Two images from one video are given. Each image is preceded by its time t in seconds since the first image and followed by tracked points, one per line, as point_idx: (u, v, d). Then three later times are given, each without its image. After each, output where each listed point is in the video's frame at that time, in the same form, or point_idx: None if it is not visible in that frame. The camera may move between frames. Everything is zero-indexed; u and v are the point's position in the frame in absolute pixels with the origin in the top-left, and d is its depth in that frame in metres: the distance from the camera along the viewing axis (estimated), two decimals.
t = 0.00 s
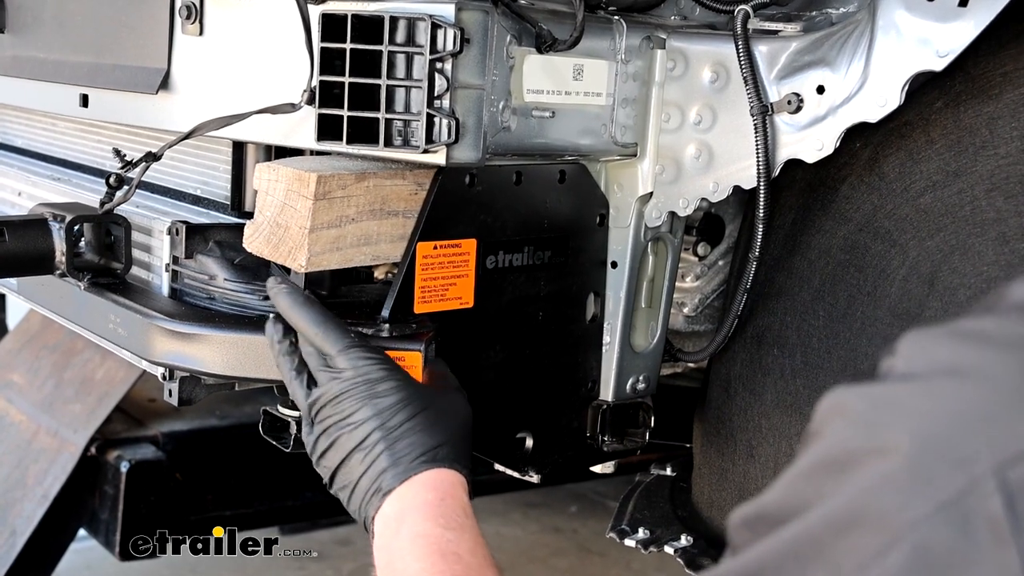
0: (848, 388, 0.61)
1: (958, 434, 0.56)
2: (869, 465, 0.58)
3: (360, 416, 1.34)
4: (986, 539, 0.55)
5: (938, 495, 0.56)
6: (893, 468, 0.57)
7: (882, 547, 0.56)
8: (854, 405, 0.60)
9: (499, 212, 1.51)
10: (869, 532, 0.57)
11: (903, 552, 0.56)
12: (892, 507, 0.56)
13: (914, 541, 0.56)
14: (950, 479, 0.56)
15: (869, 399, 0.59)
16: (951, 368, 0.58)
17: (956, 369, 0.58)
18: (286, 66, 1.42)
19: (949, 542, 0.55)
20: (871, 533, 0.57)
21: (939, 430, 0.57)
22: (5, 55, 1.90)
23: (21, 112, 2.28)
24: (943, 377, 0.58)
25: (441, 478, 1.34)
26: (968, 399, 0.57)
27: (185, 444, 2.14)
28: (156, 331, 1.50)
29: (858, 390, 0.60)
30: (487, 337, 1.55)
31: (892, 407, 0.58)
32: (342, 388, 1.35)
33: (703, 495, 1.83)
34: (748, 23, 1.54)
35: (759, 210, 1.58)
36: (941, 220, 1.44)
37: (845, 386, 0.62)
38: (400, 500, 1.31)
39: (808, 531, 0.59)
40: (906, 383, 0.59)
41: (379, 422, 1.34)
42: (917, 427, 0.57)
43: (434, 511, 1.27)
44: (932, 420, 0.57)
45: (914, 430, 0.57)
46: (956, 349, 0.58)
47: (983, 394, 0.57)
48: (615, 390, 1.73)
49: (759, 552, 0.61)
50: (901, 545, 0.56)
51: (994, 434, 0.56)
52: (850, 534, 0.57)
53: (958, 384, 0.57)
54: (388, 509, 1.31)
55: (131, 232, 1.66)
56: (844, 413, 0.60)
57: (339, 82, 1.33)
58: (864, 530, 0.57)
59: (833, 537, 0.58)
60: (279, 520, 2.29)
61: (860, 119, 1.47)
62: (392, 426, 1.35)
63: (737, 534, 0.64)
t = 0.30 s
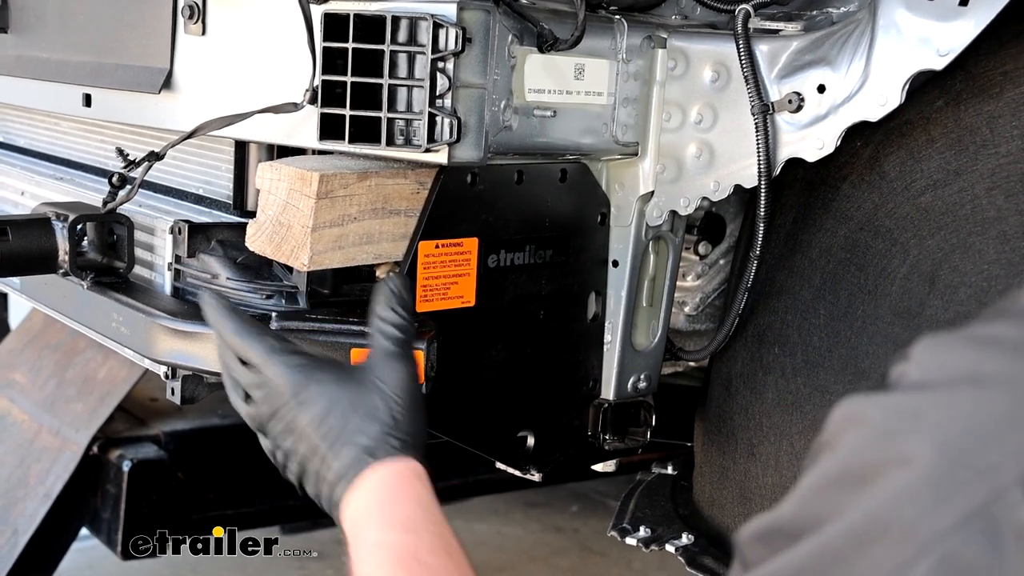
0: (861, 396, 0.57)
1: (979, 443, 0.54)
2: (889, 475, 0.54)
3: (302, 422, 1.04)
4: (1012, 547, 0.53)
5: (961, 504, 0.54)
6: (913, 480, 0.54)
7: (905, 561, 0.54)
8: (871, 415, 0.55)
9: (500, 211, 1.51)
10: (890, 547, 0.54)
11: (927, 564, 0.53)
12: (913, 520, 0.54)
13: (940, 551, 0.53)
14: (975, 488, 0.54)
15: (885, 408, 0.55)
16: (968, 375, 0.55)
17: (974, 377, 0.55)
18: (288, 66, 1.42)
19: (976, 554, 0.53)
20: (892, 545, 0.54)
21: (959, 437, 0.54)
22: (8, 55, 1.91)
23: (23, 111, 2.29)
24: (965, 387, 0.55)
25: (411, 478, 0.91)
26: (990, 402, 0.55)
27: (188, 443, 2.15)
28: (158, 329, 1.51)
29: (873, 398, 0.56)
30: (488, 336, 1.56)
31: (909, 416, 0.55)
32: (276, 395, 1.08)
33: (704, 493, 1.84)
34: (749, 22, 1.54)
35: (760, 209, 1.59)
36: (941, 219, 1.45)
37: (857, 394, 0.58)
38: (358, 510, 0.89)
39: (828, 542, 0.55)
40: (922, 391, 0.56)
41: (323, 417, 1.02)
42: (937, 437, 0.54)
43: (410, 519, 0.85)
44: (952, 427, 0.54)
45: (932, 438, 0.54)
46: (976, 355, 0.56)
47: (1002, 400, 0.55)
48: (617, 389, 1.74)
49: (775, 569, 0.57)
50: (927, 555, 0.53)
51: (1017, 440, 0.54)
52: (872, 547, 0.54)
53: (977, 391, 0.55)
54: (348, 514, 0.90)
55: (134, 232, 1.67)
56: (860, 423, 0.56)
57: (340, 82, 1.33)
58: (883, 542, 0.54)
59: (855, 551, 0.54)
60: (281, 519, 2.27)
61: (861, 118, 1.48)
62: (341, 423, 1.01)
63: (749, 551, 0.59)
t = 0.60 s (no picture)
0: (872, 389, 0.64)
1: (988, 444, 0.60)
2: (895, 469, 0.61)
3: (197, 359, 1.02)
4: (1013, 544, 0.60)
5: (969, 499, 0.60)
6: (918, 474, 0.60)
7: (912, 551, 0.60)
8: (880, 408, 0.63)
9: (502, 213, 1.52)
10: (897, 537, 0.61)
11: (933, 556, 0.60)
12: (920, 514, 0.60)
13: (946, 544, 0.59)
14: (982, 486, 0.60)
15: (895, 402, 0.62)
16: (980, 376, 0.62)
17: (987, 379, 0.62)
18: (291, 68, 1.43)
19: (979, 551, 0.59)
20: (900, 537, 0.60)
21: (966, 435, 0.60)
22: (12, 57, 1.92)
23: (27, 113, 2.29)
24: (975, 386, 0.62)
25: (329, 426, 1.15)
26: (1002, 404, 0.61)
27: (190, 444, 2.14)
28: (162, 331, 1.51)
29: (884, 392, 0.63)
30: (490, 336, 1.56)
31: (919, 410, 0.61)
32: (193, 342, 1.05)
33: (706, 495, 1.84)
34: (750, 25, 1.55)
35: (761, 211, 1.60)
36: (942, 221, 1.45)
37: (868, 386, 0.65)
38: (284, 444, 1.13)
39: (832, 531, 0.62)
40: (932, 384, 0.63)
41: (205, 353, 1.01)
42: (948, 433, 0.60)
43: (334, 451, 1.10)
44: (961, 425, 0.60)
45: (942, 436, 0.60)
46: (986, 356, 0.62)
47: (1011, 400, 0.61)
48: (619, 391, 1.74)
49: (782, 549, 0.64)
50: (931, 551, 0.60)
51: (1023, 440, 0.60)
52: (880, 536, 0.61)
53: (988, 392, 0.61)
54: (269, 458, 1.14)
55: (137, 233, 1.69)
56: (869, 413, 0.63)
57: (344, 84, 1.34)
58: (892, 534, 0.61)
59: (862, 539, 0.61)
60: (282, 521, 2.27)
61: (862, 120, 1.48)
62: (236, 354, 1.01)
63: (754, 527, 0.68)
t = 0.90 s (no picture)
0: (859, 377, 0.64)
1: (972, 441, 0.60)
2: (880, 460, 0.60)
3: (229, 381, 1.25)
4: (993, 547, 0.59)
5: (950, 497, 0.59)
6: (902, 466, 0.60)
7: (892, 544, 0.59)
8: (869, 397, 0.62)
9: (504, 212, 1.52)
10: (876, 529, 0.60)
11: (911, 551, 0.59)
12: (901, 506, 0.59)
13: (925, 539, 0.59)
14: (964, 484, 0.59)
15: (884, 392, 0.62)
16: (970, 372, 0.62)
17: (976, 376, 0.62)
18: (293, 67, 1.43)
19: (954, 547, 0.59)
20: (879, 530, 0.60)
21: (952, 432, 0.60)
22: (14, 56, 1.92)
23: (29, 112, 2.30)
24: (964, 382, 0.62)
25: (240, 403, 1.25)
26: (989, 403, 0.61)
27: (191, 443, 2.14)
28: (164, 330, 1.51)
29: (873, 382, 0.63)
30: (492, 336, 1.56)
31: (907, 403, 0.61)
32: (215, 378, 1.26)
33: (708, 494, 1.84)
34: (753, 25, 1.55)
35: (762, 210, 1.60)
36: (945, 220, 1.45)
37: (855, 373, 0.65)
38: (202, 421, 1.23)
39: (812, 517, 0.61)
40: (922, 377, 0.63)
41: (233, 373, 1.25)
42: (933, 427, 0.60)
43: (251, 429, 1.17)
44: (947, 420, 0.60)
45: (928, 431, 0.60)
46: (977, 352, 0.62)
47: (998, 398, 0.61)
48: (621, 390, 1.74)
49: (761, 531, 0.63)
50: (910, 545, 0.59)
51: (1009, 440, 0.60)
52: (857, 527, 0.60)
53: (977, 390, 0.61)
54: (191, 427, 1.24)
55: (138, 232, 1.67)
56: (857, 400, 0.63)
57: (346, 83, 1.34)
58: (870, 526, 0.60)
59: (841, 528, 0.60)
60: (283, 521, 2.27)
61: (864, 119, 1.48)
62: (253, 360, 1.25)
63: (736, 508, 0.66)
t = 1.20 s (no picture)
0: (846, 355, 0.67)
1: (948, 422, 0.62)
2: (857, 435, 0.64)
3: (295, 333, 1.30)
4: (960, 527, 0.61)
5: (920, 474, 0.61)
6: (877, 440, 0.63)
7: (858, 517, 0.62)
8: (854, 375, 0.65)
9: (503, 213, 1.52)
10: (846, 501, 0.63)
11: (878, 521, 0.62)
12: (869, 480, 0.62)
13: (892, 512, 0.62)
14: (934, 462, 0.61)
15: (868, 371, 0.65)
16: (951, 357, 0.64)
17: (958, 359, 0.64)
18: (292, 68, 1.43)
19: (921, 522, 0.61)
20: (849, 501, 0.63)
21: (928, 411, 0.62)
22: (13, 57, 1.92)
23: (28, 114, 2.30)
24: (946, 365, 0.63)
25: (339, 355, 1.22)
26: (969, 387, 0.62)
27: (190, 445, 2.14)
28: (163, 331, 1.51)
29: (859, 360, 0.66)
30: (491, 337, 1.56)
31: (890, 382, 0.64)
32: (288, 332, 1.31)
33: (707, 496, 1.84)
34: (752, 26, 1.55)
35: (761, 212, 1.60)
36: (943, 222, 1.45)
37: (844, 351, 0.68)
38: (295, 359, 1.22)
39: (787, 484, 0.64)
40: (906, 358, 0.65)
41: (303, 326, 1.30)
42: (910, 407, 0.63)
43: (337, 384, 1.11)
44: (925, 402, 0.63)
45: (904, 409, 0.63)
46: (961, 337, 0.64)
47: (977, 380, 0.62)
48: (620, 392, 1.74)
49: (740, 495, 0.66)
50: (877, 517, 0.62)
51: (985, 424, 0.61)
52: (827, 498, 0.63)
53: (957, 372, 0.63)
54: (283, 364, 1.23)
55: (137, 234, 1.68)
56: (842, 378, 0.66)
57: (344, 84, 1.34)
58: (841, 497, 0.63)
59: (813, 498, 0.64)
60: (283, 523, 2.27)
61: (863, 121, 1.48)
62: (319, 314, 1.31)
63: (720, 472, 0.70)
